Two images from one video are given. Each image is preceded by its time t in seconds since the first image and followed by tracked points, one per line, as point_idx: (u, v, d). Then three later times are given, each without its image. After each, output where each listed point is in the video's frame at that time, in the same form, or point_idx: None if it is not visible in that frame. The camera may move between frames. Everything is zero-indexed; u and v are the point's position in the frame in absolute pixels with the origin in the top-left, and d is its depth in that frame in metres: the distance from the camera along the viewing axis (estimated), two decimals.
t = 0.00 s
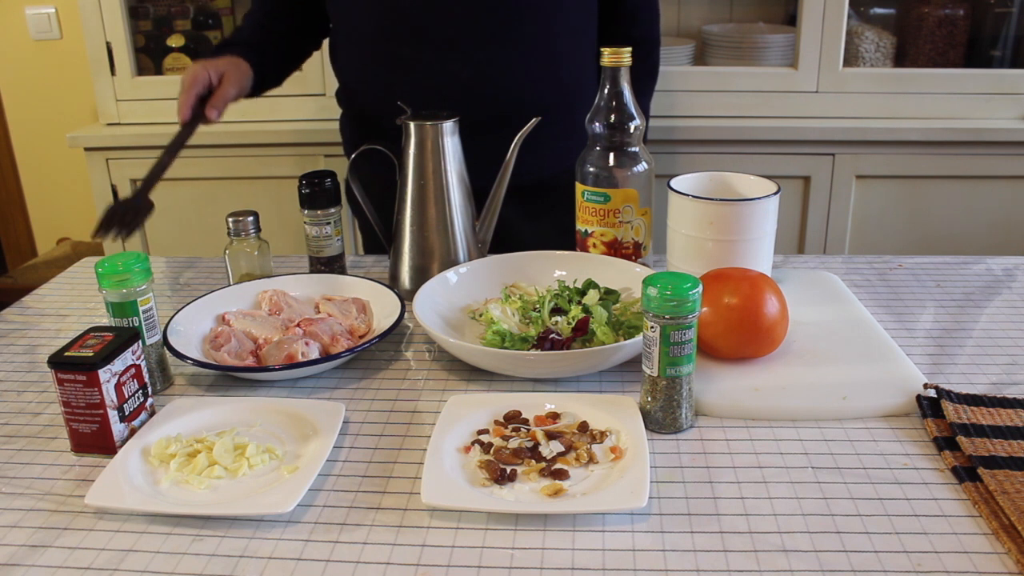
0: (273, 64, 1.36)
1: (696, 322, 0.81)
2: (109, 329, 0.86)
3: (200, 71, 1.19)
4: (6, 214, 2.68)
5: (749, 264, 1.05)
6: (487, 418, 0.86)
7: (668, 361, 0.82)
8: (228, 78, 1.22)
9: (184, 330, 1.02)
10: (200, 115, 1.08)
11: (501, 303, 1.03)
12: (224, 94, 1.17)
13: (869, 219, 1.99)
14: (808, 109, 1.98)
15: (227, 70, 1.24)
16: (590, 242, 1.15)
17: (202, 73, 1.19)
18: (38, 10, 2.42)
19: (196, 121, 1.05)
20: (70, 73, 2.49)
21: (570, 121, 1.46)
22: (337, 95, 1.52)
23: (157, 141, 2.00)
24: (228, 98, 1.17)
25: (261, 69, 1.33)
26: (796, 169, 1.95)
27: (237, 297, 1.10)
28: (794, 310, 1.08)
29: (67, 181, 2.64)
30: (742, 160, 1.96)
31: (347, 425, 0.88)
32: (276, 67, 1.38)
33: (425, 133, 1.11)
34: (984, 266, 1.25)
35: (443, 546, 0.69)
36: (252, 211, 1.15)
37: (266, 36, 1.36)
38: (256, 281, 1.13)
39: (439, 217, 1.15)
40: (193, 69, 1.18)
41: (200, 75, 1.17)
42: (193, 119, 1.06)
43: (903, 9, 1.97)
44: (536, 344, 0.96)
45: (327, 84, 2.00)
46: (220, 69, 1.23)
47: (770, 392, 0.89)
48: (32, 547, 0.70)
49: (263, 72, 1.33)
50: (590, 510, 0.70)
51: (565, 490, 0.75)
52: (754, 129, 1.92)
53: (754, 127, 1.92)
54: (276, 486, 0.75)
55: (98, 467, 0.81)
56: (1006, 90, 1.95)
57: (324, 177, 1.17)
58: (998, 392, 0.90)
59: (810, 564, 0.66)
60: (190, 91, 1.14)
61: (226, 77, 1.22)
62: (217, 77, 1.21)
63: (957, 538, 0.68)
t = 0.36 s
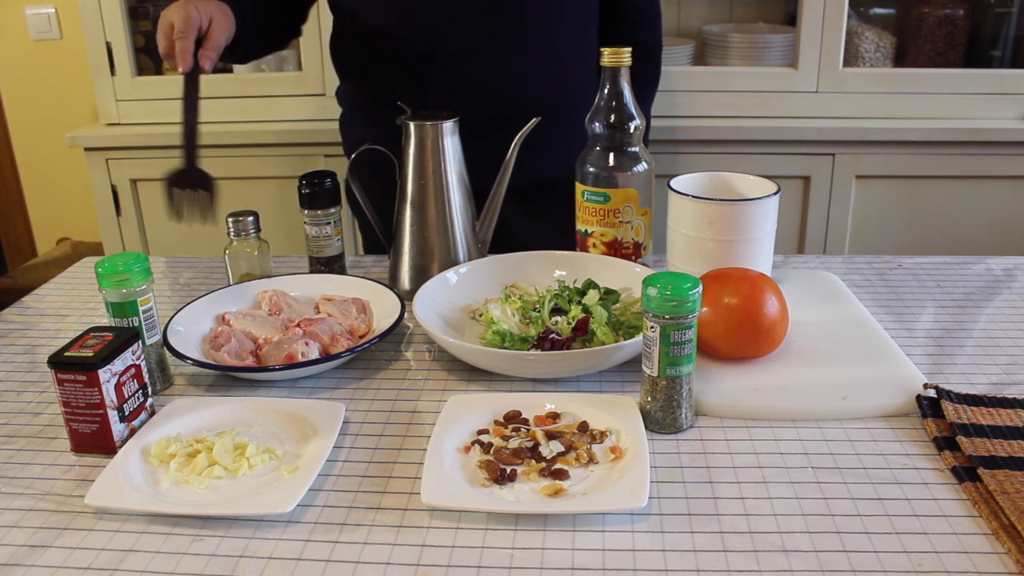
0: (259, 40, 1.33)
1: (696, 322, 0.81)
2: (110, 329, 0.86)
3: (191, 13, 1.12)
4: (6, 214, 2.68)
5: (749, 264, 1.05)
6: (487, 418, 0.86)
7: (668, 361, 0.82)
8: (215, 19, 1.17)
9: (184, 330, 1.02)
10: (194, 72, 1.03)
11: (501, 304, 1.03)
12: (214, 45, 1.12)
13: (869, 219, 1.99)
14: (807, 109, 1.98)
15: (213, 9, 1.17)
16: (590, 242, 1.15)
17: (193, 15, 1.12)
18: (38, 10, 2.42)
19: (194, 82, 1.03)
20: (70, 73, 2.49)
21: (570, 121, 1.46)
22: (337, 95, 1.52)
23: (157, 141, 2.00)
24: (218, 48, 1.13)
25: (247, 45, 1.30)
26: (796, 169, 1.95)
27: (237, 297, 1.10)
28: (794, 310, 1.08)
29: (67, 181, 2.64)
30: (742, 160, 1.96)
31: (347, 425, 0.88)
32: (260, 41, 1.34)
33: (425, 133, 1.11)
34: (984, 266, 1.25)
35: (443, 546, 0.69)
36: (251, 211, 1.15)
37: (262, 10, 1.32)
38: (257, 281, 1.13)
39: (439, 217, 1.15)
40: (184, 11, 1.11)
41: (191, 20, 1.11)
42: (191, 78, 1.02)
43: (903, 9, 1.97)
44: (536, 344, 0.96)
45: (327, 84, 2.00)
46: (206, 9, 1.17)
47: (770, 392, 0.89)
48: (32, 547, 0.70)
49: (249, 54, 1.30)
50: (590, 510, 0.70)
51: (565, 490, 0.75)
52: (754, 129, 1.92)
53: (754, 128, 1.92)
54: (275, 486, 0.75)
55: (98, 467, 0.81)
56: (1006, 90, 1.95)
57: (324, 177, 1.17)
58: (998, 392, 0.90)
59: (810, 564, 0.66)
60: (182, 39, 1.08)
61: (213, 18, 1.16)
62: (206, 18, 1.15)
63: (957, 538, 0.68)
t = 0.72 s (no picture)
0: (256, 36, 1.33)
1: (696, 322, 0.81)
2: (110, 329, 0.86)
3: (229, 23, 1.06)
4: (6, 214, 2.68)
5: (749, 264, 1.05)
6: (487, 418, 0.86)
7: (668, 361, 0.82)
8: (247, 22, 1.10)
9: (184, 330, 1.02)
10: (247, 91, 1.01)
11: (501, 303, 1.03)
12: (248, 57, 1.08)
13: (869, 219, 1.99)
14: (807, 109, 1.98)
15: (242, 9, 1.10)
16: (590, 242, 1.15)
17: (229, 24, 1.06)
18: (38, 10, 2.42)
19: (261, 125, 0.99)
20: (70, 73, 2.49)
21: (570, 121, 1.46)
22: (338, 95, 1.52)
23: (157, 141, 2.00)
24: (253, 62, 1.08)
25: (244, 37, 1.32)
26: (796, 169, 1.95)
27: (237, 297, 1.10)
28: (794, 310, 1.08)
29: (67, 181, 2.64)
30: (742, 160, 1.96)
31: (347, 425, 0.88)
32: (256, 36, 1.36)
33: (425, 133, 1.11)
34: (984, 266, 1.25)
35: (443, 545, 0.69)
36: (343, 271, 1.10)
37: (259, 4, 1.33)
38: (256, 281, 1.13)
39: (439, 217, 1.15)
40: (220, 24, 1.06)
41: (229, 32, 1.05)
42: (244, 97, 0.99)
43: (903, 9, 1.97)
44: (536, 344, 0.96)
45: (327, 84, 2.00)
46: (237, 9, 1.09)
47: (769, 392, 0.89)
48: (32, 547, 0.70)
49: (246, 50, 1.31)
50: (590, 510, 0.70)
51: (565, 490, 0.75)
52: (754, 129, 1.92)
53: (754, 128, 1.92)
54: (276, 486, 0.75)
55: (98, 467, 0.81)
56: (1006, 90, 1.95)
57: (324, 176, 1.17)
58: (998, 392, 0.90)
59: (810, 564, 0.66)
60: (224, 53, 1.04)
61: (245, 22, 1.09)
62: (239, 22, 1.08)
63: (957, 538, 0.68)
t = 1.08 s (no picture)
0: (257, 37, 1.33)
1: (696, 322, 0.81)
2: (109, 329, 0.86)
3: (212, 39, 1.05)
4: (6, 214, 2.68)
5: (749, 264, 1.05)
6: (487, 418, 0.86)
7: (668, 361, 0.82)
8: (234, 38, 1.10)
9: (184, 330, 1.02)
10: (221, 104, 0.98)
11: (501, 303, 1.03)
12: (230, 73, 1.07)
13: (869, 219, 1.99)
14: (807, 109, 1.98)
15: (230, 25, 1.11)
16: (590, 242, 1.15)
17: (213, 39, 1.06)
18: (38, 10, 2.42)
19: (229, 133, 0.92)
20: (70, 72, 2.49)
21: (570, 121, 1.46)
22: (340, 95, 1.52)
23: (157, 141, 2.00)
24: (235, 79, 1.07)
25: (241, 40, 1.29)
26: (796, 169, 1.95)
27: (237, 297, 1.10)
28: (794, 310, 1.08)
29: (67, 181, 2.64)
30: (742, 160, 1.96)
31: (347, 425, 0.88)
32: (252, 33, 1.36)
33: (425, 133, 1.11)
34: (984, 266, 1.25)
35: (443, 545, 0.69)
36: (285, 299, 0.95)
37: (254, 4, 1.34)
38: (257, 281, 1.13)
39: (439, 217, 1.15)
40: (206, 38, 1.05)
41: (212, 47, 1.05)
42: (217, 108, 0.96)
43: (903, 9, 1.97)
44: (536, 344, 0.96)
45: (327, 84, 2.00)
46: (225, 25, 1.10)
47: (769, 392, 0.89)
48: (32, 547, 0.70)
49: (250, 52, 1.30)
50: (590, 510, 0.70)
51: (565, 490, 0.75)
52: (754, 129, 1.92)
53: (754, 128, 1.92)
54: (276, 486, 0.75)
55: (98, 467, 0.81)
56: (1006, 90, 1.95)
57: (324, 176, 1.17)
58: (998, 392, 0.90)
59: (810, 564, 0.66)
60: (202, 68, 1.03)
61: (231, 39, 1.09)
62: (224, 39, 1.08)
63: (957, 538, 0.68)
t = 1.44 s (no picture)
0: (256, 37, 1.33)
1: (696, 322, 0.81)
2: (109, 329, 0.86)
3: (188, 9, 1.03)
4: (6, 214, 2.69)
5: (749, 264, 1.05)
6: (487, 418, 0.86)
7: (668, 361, 0.82)
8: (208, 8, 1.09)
9: (184, 330, 1.02)
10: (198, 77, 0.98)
11: (501, 303, 1.03)
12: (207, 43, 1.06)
13: (869, 219, 1.99)
14: (807, 109, 1.98)
15: None
16: (590, 242, 1.15)
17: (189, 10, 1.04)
18: (38, 10, 2.42)
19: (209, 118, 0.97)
20: (69, 72, 2.49)
21: (570, 121, 1.46)
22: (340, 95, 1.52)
23: (157, 141, 2.00)
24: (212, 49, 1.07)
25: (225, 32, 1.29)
26: (796, 169, 1.95)
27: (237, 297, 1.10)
28: (794, 310, 1.08)
29: (67, 180, 2.64)
30: (742, 160, 1.96)
31: (347, 425, 0.88)
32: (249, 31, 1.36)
33: (425, 133, 1.11)
34: (984, 266, 1.25)
35: (443, 546, 0.69)
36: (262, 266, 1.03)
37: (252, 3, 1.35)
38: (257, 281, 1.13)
39: (439, 217, 1.15)
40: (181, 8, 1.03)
41: (188, 18, 1.03)
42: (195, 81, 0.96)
43: (903, 9, 1.97)
44: (536, 344, 0.96)
45: (327, 84, 2.00)
46: None
47: (769, 392, 0.89)
48: (32, 547, 0.70)
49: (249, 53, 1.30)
50: (590, 510, 0.70)
51: (565, 490, 0.75)
52: (754, 129, 1.92)
53: (754, 128, 1.93)
54: (275, 486, 0.75)
55: (98, 467, 0.81)
56: (1006, 90, 1.95)
57: (324, 176, 1.17)
58: (998, 392, 0.90)
59: (810, 564, 0.66)
60: (178, 38, 1.01)
61: (207, 9, 1.08)
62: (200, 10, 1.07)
63: (957, 538, 0.68)
